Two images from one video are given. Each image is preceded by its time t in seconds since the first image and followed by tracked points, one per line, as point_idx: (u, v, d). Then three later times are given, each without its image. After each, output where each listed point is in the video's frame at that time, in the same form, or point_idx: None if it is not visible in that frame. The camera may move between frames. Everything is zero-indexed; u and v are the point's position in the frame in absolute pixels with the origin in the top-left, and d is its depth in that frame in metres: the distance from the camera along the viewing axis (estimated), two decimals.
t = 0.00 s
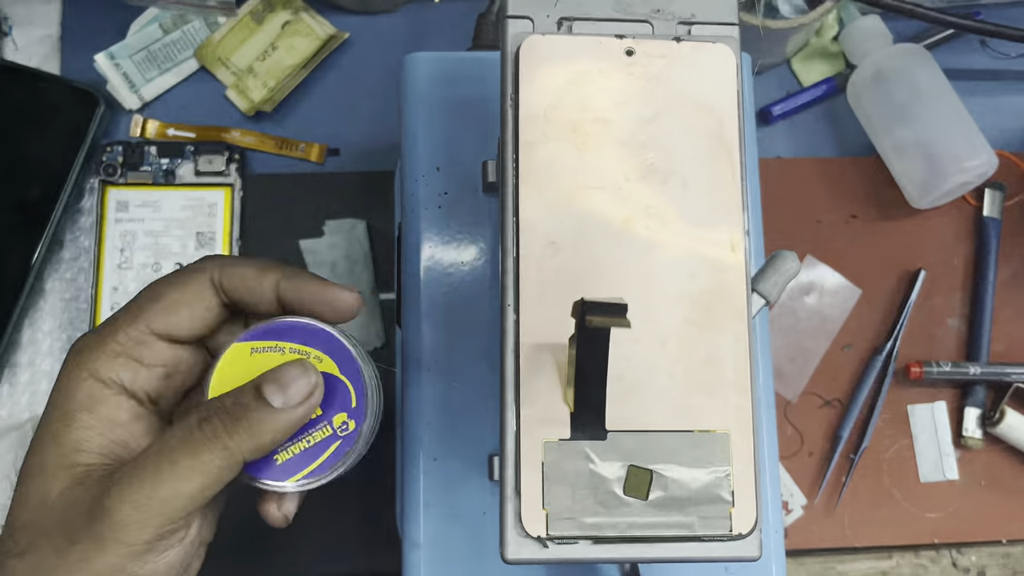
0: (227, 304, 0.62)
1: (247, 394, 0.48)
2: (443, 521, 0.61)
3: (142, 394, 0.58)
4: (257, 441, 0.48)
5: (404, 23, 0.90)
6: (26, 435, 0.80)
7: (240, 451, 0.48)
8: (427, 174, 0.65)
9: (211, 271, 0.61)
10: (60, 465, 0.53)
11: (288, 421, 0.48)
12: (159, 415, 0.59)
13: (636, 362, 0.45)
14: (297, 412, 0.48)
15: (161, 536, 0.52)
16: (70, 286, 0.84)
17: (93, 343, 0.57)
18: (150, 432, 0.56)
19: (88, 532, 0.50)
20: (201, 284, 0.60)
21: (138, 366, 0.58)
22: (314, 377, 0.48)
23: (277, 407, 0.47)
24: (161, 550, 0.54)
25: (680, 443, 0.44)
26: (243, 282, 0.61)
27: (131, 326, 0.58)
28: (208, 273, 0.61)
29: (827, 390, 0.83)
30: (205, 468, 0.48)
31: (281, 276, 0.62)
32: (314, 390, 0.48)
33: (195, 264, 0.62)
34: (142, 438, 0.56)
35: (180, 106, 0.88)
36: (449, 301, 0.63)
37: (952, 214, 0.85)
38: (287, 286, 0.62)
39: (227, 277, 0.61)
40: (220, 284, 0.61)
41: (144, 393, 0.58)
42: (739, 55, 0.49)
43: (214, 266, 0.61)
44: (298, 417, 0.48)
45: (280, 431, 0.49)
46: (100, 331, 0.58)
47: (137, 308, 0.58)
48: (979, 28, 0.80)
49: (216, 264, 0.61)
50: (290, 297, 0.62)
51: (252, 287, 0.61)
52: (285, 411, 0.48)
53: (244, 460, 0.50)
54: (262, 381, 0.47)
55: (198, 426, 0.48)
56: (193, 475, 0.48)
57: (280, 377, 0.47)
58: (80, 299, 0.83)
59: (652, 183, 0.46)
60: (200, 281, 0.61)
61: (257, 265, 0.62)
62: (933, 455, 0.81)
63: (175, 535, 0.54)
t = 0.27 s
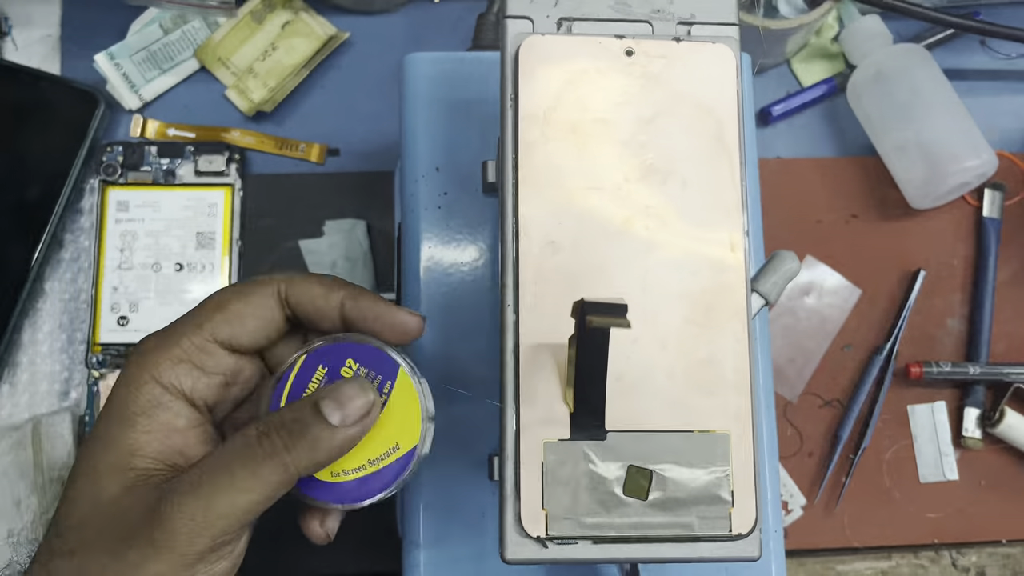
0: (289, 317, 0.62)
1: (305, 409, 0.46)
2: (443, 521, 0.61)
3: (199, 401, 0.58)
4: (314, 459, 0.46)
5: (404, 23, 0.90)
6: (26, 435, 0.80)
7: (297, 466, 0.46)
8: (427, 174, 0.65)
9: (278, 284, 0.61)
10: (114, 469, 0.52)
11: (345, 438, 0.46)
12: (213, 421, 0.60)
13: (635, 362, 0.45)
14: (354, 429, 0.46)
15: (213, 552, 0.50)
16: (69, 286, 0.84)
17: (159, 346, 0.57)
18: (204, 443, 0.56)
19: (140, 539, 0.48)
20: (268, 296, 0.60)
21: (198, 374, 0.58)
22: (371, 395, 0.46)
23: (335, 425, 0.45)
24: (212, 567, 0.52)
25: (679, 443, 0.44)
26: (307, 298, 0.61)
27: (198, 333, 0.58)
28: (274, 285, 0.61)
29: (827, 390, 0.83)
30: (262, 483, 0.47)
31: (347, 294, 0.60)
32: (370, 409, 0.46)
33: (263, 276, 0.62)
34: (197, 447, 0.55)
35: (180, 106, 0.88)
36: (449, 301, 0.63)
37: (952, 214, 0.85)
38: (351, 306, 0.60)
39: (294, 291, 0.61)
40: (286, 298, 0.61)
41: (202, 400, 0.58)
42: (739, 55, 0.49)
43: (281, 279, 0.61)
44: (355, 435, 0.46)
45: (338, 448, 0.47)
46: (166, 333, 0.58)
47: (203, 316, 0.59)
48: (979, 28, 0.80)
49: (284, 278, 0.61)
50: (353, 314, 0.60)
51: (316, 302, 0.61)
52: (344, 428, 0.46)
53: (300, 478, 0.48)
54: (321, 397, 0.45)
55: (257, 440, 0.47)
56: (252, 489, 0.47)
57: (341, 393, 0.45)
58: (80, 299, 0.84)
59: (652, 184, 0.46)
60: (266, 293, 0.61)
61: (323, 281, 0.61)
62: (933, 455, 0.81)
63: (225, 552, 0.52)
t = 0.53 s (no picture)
0: (253, 344, 0.63)
1: (266, 437, 0.48)
2: (442, 521, 0.61)
3: (165, 433, 0.59)
4: (279, 486, 0.48)
5: (404, 23, 0.90)
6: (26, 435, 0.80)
7: (261, 497, 0.48)
8: (427, 174, 0.65)
9: (239, 310, 0.61)
10: (78, 509, 0.53)
11: (308, 463, 0.48)
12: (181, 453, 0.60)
13: (635, 361, 0.45)
14: (316, 454, 0.48)
15: None
16: (69, 285, 0.84)
17: (119, 382, 0.58)
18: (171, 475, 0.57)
19: None
20: (229, 324, 0.61)
21: (162, 407, 0.59)
22: (332, 417, 0.48)
23: (298, 451, 0.47)
24: None
25: (678, 442, 0.44)
26: (269, 324, 0.62)
27: (159, 366, 0.59)
28: (234, 313, 0.61)
29: (827, 390, 0.83)
30: (227, 518, 0.48)
31: (309, 316, 0.62)
32: (332, 432, 0.48)
33: (222, 303, 0.63)
34: (164, 480, 0.56)
35: (180, 106, 0.88)
36: (449, 301, 0.63)
37: (952, 214, 0.85)
38: (314, 328, 0.62)
39: (255, 317, 0.61)
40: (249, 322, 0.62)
41: (168, 433, 0.59)
42: (737, 54, 0.49)
43: (241, 306, 0.62)
44: (318, 459, 0.48)
45: (300, 474, 0.48)
46: (126, 370, 0.59)
47: (165, 349, 0.59)
48: (978, 28, 0.80)
49: (244, 305, 0.62)
50: (317, 339, 0.62)
51: (279, 326, 0.62)
52: (307, 453, 0.48)
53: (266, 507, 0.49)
54: (282, 423, 0.47)
55: (219, 474, 0.48)
56: (217, 525, 0.48)
57: (301, 418, 0.47)
58: (80, 299, 0.84)
59: (650, 183, 0.46)
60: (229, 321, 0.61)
61: (283, 305, 0.62)
62: (933, 456, 0.81)
63: None
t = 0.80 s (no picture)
0: (245, 375, 0.64)
1: (259, 465, 0.49)
2: (442, 521, 0.61)
3: (159, 463, 0.60)
4: (272, 514, 0.49)
5: (403, 23, 0.90)
6: (26, 435, 0.80)
7: (255, 524, 0.50)
8: (427, 174, 0.65)
9: (231, 342, 0.63)
10: (78, 538, 0.55)
11: (301, 490, 0.50)
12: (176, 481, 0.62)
13: (635, 361, 0.45)
14: (308, 480, 0.50)
15: None
16: (69, 286, 0.84)
17: (115, 413, 0.60)
18: (166, 505, 0.58)
19: None
20: (222, 355, 0.63)
21: (157, 437, 0.61)
22: (322, 444, 0.50)
23: (290, 477, 0.49)
24: None
25: (678, 442, 0.44)
26: (260, 355, 0.63)
27: (154, 397, 0.61)
28: (227, 344, 0.63)
29: (827, 390, 0.83)
30: (222, 544, 0.49)
31: (300, 347, 0.64)
32: (323, 460, 0.50)
33: (216, 334, 0.64)
34: (159, 509, 0.58)
35: (180, 106, 0.88)
36: (449, 301, 0.63)
37: (952, 214, 0.85)
38: (305, 358, 0.63)
39: (246, 348, 0.63)
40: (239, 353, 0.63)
41: (162, 462, 0.61)
42: (737, 54, 0.49)
43: (233, 338, 0.63)
44: (311, 486, 0.50)
45: (293, 502, 0.50)
46: (122, 401, 0.61)
47: (159, 381, 0.61)
48: (979, 28, 0.80)
49: (236, 336, 0.64)
50: (307, 369, 0.63)
51: (269, 358, 0.63)
52: (298, 481, 0.49)
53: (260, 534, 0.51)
54: (275, 450, 0.49)
55: (215, 502, 0.50)
56: (211, 551, 0.49)
57: (293, 445, 0.49)
58: (80, 299, 0.84)
59: (651, 183, 0.46)
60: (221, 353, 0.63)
61: (274, 337, 0.64)
62: (933, 456, 0.81)
63: None
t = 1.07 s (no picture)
0: (251, 379, 0.64)
1: (263, 469, 0.49)
2: (442, 521, 0.61)
3: (166, 466, 0.60)
4: (275, 517, 0.49)
5: (403, 23, 0.90)
6: (26, 435, 0.80)
7: (259, 527, 0.49)
8: (427, 174, 0.65)
9: (237, 346, 0.63)
10: (82, 539, 0.55)
11: (304, 494, 0.50)
12: (182, 484, 0.62)
13: (635, 361, 0.45)
14: (313, 484, 0.50)
15: None
16: (69, 286, 0.84)
17: (121, 415, 0.59)
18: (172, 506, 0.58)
19: None
20: (227, 359, 0.63)
21: (163, 440, 0.60)
22: (326, 448, 0.50)
23: (295, 482, 0.49)
24: None
25: (678, 442, 0.44)
26: (267, 360, 0.63)
27: (161, 401, 0.60)
28: (233, 349, 0.63)
29: (827, 390, 0.83)
30: (226, 547, 0.49)
31: (304, 354, 0.63)
32: (327, 463, 0.50)
33: (221, 340, 0.64)
34: (165, 511, 0.58)
35: (180, 106, 0.88)
36: (449, 301, 0.63)
37: (951, 214, 0.85)
38: (309, 364, 0.63)
39: (253, 354, 0.63)
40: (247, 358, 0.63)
41: (168, 465, 0.60)
42: (737, 54, 0.49)
43: (239, 343, 0.63)
44: (314, 490, 0.50)
45: (297, 505, 0.50)
46: (128, 403, 0.60)
47: (166, 384, 0.61)
48: (979, 28, 0.80)
49: (242, 341, 0.63)
50: (312, 376, 0.62)
51: (274, 363, 0.63)
52: (302, 485, 0.49)
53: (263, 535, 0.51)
54: (280, 455, 0.49)
55: (218, 505, 0.49)
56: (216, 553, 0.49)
57: (298, 450, 0.49)
58: (80, 299, 0.84)
59: (651, 183, 0.46)
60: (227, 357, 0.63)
61: (280, 342, 0.63)
62: (933, 456, 0.81)
63: None
